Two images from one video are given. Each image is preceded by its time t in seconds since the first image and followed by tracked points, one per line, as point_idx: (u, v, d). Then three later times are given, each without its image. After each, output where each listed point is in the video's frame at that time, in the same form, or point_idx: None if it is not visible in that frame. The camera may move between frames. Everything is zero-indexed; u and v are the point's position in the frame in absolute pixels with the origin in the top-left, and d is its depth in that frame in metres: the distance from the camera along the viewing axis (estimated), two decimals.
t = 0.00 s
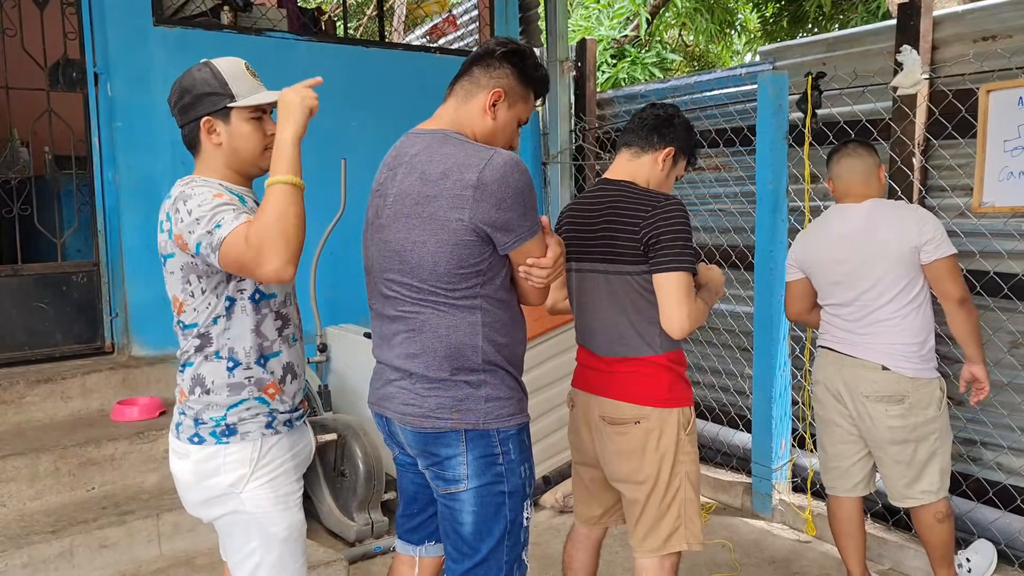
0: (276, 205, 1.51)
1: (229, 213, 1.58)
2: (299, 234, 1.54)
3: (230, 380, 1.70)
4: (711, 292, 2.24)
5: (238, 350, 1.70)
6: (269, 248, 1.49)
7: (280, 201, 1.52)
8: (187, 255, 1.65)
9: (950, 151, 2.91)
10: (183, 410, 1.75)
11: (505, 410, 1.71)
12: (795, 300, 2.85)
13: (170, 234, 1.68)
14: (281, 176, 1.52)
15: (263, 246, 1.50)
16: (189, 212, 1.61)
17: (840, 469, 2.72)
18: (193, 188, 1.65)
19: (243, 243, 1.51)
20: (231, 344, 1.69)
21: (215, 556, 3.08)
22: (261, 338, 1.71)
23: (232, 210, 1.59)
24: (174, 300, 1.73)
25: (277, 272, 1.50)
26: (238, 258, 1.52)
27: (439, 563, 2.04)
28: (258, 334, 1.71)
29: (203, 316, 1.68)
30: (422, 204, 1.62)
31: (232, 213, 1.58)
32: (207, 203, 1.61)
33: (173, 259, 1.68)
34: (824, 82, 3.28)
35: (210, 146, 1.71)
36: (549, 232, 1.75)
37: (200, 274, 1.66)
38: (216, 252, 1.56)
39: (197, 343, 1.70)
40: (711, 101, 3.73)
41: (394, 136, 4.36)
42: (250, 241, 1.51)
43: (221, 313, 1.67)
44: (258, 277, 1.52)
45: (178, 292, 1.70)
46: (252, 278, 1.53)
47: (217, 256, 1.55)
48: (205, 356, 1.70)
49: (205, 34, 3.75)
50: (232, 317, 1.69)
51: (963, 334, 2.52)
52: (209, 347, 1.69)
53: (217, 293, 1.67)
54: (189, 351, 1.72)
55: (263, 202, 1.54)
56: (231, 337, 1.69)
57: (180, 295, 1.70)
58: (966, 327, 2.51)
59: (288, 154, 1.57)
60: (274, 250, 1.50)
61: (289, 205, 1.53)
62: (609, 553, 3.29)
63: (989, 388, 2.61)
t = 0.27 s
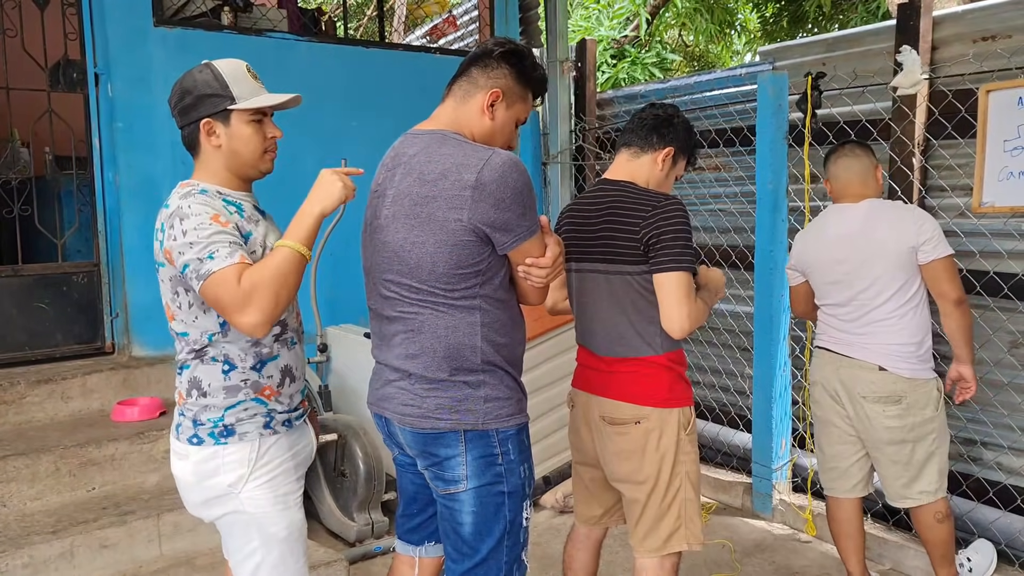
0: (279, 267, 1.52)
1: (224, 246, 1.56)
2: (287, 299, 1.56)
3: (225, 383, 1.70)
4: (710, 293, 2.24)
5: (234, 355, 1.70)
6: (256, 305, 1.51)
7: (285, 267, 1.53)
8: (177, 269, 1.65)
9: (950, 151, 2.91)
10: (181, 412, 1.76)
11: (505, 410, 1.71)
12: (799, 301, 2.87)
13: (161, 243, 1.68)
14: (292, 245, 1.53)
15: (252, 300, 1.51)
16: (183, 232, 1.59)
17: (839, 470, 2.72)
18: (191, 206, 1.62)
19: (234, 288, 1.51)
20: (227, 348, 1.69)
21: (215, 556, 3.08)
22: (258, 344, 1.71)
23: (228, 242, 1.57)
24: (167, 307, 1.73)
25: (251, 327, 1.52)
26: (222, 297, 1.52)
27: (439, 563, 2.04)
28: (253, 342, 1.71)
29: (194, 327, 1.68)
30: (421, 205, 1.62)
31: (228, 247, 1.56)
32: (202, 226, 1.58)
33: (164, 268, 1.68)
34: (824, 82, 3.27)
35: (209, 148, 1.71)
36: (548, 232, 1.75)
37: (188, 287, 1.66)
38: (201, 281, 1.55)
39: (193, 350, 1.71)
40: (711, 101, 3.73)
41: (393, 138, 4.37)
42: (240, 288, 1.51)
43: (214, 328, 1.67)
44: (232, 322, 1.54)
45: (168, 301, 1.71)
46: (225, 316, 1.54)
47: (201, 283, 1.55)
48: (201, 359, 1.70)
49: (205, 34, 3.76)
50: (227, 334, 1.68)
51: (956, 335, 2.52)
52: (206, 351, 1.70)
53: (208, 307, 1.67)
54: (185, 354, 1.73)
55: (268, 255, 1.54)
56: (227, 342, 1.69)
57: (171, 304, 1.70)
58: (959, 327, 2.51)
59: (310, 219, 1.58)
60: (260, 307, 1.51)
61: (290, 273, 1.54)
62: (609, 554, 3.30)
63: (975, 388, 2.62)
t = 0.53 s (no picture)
0: (302, 243, 1.54)
1: (236, 233, 1.57)
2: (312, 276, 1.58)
3: (222, 384, 1.70)
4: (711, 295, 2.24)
5: (232, 355, 1.70)
6: (283, 281, 1.52)
7: (308, 242, 1.54)
8: (181, 265, 1.64)
9: (950, 153, 2.91)
10: (179, 415, 1.76)
11: (504, 411, 1.72)
12: (800, 303, 2.86)
13: (164, 241, 1.66)
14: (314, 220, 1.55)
15: (278, 277, 1.52)
16: (190, 225, 1.59)
17: (839, 471, 2.72)
18: (193, 201, 1.62)
19: (260, 267, 1.52)
20: (224, 349, 1.70)
21: (215, 556, 3.09)
22: (256, 344, 1.72)
23: (239, 230, 1.58)
24: (166, 307, 1.73)
25: (279, 305, 1.53)
26: (247, 278, 1.52)
27: (439, 564, 2.05)
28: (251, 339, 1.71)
29: (196, 325, 1.68)
30: (420, 206, 1.63)
31: (241, 234, 1.57)
32: (210, 217, 1.59)
33: (165, 266, 1.67)
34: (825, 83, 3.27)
35: (205, 150, 1.71)
36: (547, 232, 1.75)
37: (190, 284, 1.65)
38: (218, 268, 1.55)
39: (190, 350, 1.71)
40: (712, 102, 3.72)
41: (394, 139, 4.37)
42: (266, 267, 1.52)
43: (214, 325, 1.67)
44: (257, 303, 1.54)
45: (169, 299, 1.70)
46: (249, 299, 1.54)
47: (219, 271, 1.55)
48: (198, 361, 1.71)
49: (206, 35, 3.76)
50: (226, 329, 1.68)
51: (959, 335, 2.52)
52: (203, 352, 1.70)
53: (209, 304, 1.67)
54: (182, 356, 1.73)
55: (288, 235, 1.56)
56: (223, 342, 1.69)
57: (172, 303, 1.70)
58: (962, 327, 2.51)
59: (327, 197, 1.60)
60: (286, 283, 1.52)
61: (314, 248, 1.56)
62: (609, 555, 3.29)
63: (982, 386, 2.61)
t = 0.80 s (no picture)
0: (312, 235, 1.54)
1: (243, 225, 1.58)
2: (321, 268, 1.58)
3: (231, 386, 1.70)
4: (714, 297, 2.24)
5: (240, 355, 1.70)
6: (294, 272, 1.52)
7: (318, 234, 1.55)
8: (184, 260, 1.63)
9: (952, 154, 2.92)
10: (182, 418, 1.75)
11: (506, 413, 1.72)
12: (805, 306, 2.86)
13: (166, 237, 1.64)
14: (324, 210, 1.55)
15: (288, 268, 1.52)
16: (195, 218, 1.58)
17: (841, 472, 2.72)
18: (198, 194, 1.61)
19: (270, 258, 1.53)
20: (232, 349, 1.69)
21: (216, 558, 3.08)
22: (264, 343, 1.72)
23: (247, 222, 1.58)
24: (167, 306, 1.72)
25: (290, 297, 1.52)
26: (257, 270, 1.52)
27: (440, 565, 2.05)
28: (259, 340, 1.71)
29: (201, 323, 1.67)
30: (424, 208, 1.62)
31: (248, 227, 1.57)
32: (215, 210, 1.58)
33: (167, 263, 1.66)
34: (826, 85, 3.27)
35: (202, 147, 1.69)
36: (549, 234, 1.76)
37: (195, 280, 1.65)
38: (225, 262, 1.54)
39: (196, 350, 1.70)
40: (713, 103, 3.72)
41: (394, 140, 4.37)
42: (276, 258, 1.52)
43: (221, 322, 1.67)
44: (267, 295, 1.54)
45: (172, 298, 1.69)
46: (259, 291, 1.53)
47: (227, 265, 1.54)
48: (205, 362, 1.70)
49: (207, 37, 3.76)
50: (235, 326, 1.68)
51: (963, 336, 2.51)
52: (210, 353, 1.69)
53: (215, 300, 1.66)
54: (188, 358, 1.72)
55: (297, 228, 1.56)
56: (231, 342, 1.69)
57: (175, 301, 1.68)
58: (965, 327, 2.50)
59: (335, 189, 1.59)
60: (296, 274, 1.52)
61: (325, 239, 1.56)
62: (610, 556, 3.29)
63: (989, 394, 2.62)
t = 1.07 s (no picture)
0: (318, 236, 1.55)
1: (249, 226, 1.58)
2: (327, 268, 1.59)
3: (230, 389, 1.70)
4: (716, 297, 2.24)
5: (240, 357, 1.70)
6: (301, 273, 1.53)
7: (324, 235, 1.56)
8: (187, 260, 1.62)
9: (953, 156, 2.92)
10: (178, 419, 1.74)
11: (511, 414, 1.72)
12: (806, 309, 2.86)
13: (168, 237, 1.63)
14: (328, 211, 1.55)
15: (296, 269, 1.53)
16: (199, 217, 1.57)
17: (843, 473, 2.72)
18: (202, 193, 1.60)
19: (277, 260, 1.53)
20: (232, 351, 1.69)
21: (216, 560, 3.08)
22: (264, 346, 1.72)
23: (252, 223, 1.59)
24: (166, 307, 1.71)
25: (297, 299, 1.53)
26: (263, 271, 1.52)
27: (442, 566, 2.05)
28: (259, 342, 1.71)
29: (202, 324, 1.66)
30: (430, 211, 1.62)
31: (253, 228, 1.58)
32: (220, 210, 1.58)
33: (168, 263, 1.65)
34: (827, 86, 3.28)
35: (202, 146, 1.68)
36: (552, 234, 1.76)
37: (197, 281, 1.64)
38: (230, 262, 1.54)
39: (196, 352, 1.69)
40: (713, 105, 3.72)
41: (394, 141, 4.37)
42: (283, 260, 1.53)
43: (223, 324, 1.67)
44: (274, 297, 1.54)
45: (172, 299, 1.68)
46: (266, 293, 1.54)
47: (232, 266, 1.53)
48: (205, 364, 1.69)
49: (208, 39, 3.76)
50: (236, 328, 1.68)
51: (965, 337, 2.52)
52: (210, 355, 1.69)
53: (216, 301, 1.66)
54: (187, 359, 1.71)
55: (302, 229, 1.57)
56: (232, 345, 1.69)
57: (175, 302, 1.68)
58: (968, 329, 2.51)
59: (337, 190, 1.59)
60: (304, 276, 1.53)
61: (330, 240, 1.57)
62: (611, 558, 3.29)
63: (988, 389, 2.61)
